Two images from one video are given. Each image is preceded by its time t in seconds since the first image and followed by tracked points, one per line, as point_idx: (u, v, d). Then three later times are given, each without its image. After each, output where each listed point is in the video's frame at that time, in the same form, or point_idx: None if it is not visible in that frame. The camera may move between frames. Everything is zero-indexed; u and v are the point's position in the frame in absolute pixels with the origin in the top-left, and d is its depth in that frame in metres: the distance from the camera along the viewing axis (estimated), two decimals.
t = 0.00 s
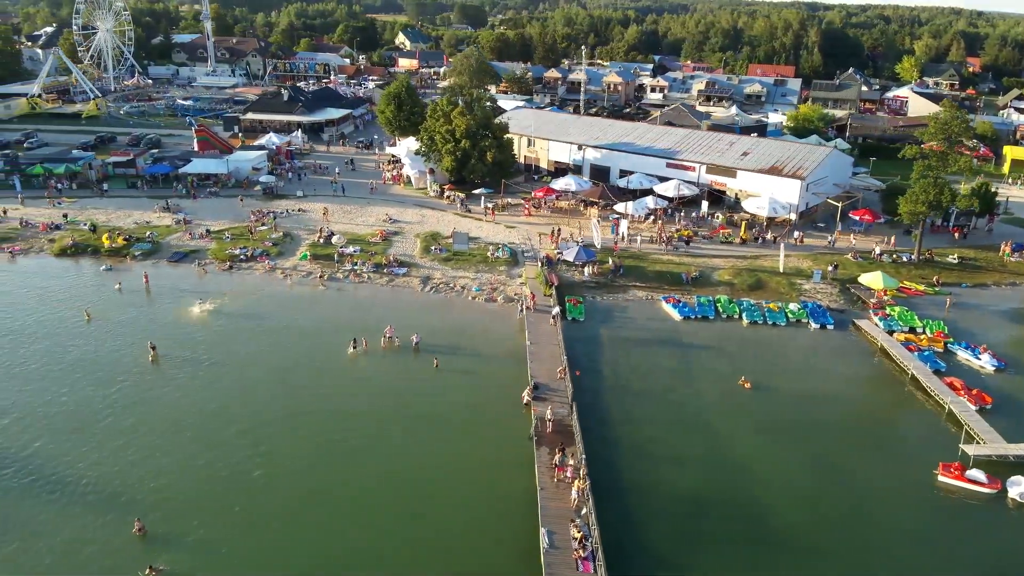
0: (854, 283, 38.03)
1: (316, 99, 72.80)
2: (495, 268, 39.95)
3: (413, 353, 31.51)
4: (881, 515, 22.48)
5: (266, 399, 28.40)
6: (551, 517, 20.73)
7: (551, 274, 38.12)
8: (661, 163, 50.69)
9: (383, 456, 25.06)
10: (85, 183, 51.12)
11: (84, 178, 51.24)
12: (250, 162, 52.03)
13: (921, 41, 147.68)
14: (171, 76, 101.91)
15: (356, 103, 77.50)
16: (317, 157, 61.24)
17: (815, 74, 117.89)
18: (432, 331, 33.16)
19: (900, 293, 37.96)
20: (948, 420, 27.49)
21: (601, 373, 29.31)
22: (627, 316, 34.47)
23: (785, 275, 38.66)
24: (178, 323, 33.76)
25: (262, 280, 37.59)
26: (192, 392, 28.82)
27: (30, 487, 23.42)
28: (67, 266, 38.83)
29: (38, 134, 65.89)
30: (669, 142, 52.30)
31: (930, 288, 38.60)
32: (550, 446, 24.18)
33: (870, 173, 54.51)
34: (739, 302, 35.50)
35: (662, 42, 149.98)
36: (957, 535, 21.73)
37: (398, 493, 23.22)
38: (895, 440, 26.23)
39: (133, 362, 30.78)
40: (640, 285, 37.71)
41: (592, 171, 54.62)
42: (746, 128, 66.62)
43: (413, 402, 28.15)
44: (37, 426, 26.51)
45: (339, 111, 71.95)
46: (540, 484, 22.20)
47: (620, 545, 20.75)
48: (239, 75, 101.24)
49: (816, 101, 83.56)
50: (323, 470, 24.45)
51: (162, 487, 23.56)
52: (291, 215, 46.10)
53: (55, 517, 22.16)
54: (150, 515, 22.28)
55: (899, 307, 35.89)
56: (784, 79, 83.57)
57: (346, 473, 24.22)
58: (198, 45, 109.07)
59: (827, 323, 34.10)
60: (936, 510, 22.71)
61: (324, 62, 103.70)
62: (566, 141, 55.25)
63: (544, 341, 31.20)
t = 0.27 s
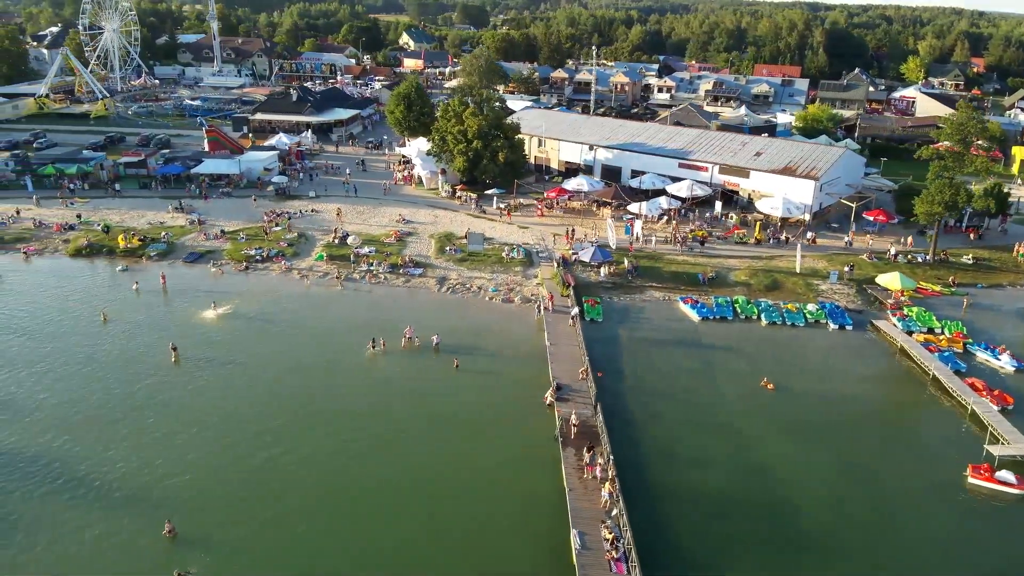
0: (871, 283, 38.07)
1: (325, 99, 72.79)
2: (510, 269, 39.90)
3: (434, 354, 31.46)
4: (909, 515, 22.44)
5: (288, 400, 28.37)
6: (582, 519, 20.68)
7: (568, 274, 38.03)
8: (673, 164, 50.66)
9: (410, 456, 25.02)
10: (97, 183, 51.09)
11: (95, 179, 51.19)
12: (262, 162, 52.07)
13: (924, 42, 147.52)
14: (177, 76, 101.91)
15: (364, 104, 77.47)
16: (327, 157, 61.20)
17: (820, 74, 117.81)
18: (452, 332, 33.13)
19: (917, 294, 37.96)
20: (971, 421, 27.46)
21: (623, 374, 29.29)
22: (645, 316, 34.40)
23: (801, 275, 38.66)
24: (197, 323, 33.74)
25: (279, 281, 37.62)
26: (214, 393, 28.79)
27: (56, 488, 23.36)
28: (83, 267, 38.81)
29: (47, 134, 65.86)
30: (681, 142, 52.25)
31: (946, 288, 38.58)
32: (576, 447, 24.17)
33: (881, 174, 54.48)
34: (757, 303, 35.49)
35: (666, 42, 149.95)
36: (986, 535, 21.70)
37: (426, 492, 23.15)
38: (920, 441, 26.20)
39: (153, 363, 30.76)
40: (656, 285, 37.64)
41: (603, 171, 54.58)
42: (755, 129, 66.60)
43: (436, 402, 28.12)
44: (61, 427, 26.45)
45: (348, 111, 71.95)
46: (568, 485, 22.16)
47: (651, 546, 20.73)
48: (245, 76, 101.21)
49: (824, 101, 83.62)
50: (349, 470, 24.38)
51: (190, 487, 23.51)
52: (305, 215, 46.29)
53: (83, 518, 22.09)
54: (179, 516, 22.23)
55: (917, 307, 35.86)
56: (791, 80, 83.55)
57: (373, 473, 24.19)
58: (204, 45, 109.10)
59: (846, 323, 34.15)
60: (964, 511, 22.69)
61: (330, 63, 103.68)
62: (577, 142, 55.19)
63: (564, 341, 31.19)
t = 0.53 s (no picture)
0: (888, 283, 38.12)
1: (333, 100, 72.76)
2: (526, 270, 39.82)
3: (454, 354, 31.44)
4: (936, 516, 22.43)
5: (310, 400, 28.37)
6: (613, 520, 20.68)
7: (584, 275, 37.91)
8: (685, 164, 50.63)
9: (436, 456, 25.00)
10: (108, 183, 51.07)
11: (107, 179, 51.15)
12: (274, 163, 52.11)
13: (928, 42, 147.29)
14: (182, 76, 101.88)
15: (372, 104, 77.45)
16: (337, 157, 61.19)
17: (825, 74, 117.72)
18: (471, 332, 33.10)
19: (934, 294, 37.97)
20: (994, 421, 27.39)
21: (645, 375, 29.28)
22: (663, 316, 34.35)
23: (817, 276, 38.67)
24: (216, 323, 33.71)
25: (295, 281, 37.60)
26: (235, 393, 28.77)
27: (83, 489, 23.33)
28: (99, 268, 38.77)
29: (56, 134, 65.76)
30: (693, 143, 52.24)
31: (962, 289, 38.54)
32: (603, 447, 24.17)
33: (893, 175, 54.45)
34: (775, 303, 35.48)
35: (670, 42, 149.88)
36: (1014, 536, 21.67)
37: (455, 493, 23.13)
38: (944, 441, 26.16)
39: (174, 363, 30.73)
40: (673, 286, 37.58)
41: (614, 172, 54.53)
42: (764, 129, 66.57)
43: (459, 403, 28.12)
44: (85, 428, 26.41)
45: (356, 112, 71.92)
46: (597, 486, 22.17)
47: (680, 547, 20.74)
48: (251, 76, 101.16)
49: (831, 101, 83.60)
50: (375, 470, 24.38)
51: (217, 488, 23.48)
52: (318, 216, 46.26)
53: (112, 519, 22.06)
54: (207, 516, 22.20)
55: (934, 308, 35.83)
56: (798, 80, 83.51)
57: (399, 473, 24.17)
58: (209, 45, 109.09)
59: (864, 324, 34.21)
60: (991, 511, 22.67)
61: (336, 63, 103.69)
62: (588, 142, 55.14)
63: (585, 342, 31.18)
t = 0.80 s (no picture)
0: (904, 284, 38.12)
1: (342, 100, 72.71)
2: (541, 270, 39.70)
3: (474, 355, 31.38)
4: (964, 517, 22.40)
5: (331, 399, 28.45)
6: (643, 522, 20.67)
7: (600, 275, 37.79)
8: (698, 165, 50.58)
9: (461, 456, 24.96)
10: (120, 184, 51.06)
11: (118, 179, 51.13)
12: (285, 164, 52.16)
13: (932, 42, 146.94)
14: (188, 76, 101.91)
15: (380, 104, 77.41)
16: (347, 158, 61.15)
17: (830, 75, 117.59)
18: (490, 333, 33.07)
19: (950, 295, 37.93)
20: (1016, 422, 27.30)
21: (667, 376, 29.22)
22: (682, 317, 34.28)
23: (833, 277, 38.66)
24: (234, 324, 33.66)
25: (311, 282, 37.61)
26: (257, 394, 28.76)
27: (109, 490, 23.30)
28: (115, 268, 38.73)
29: (65, 134, 65.72)
30: (705, 143, 52.18)
31: (978, 289, 38.48)
32: (628, 449, 24.16)
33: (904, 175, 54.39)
34: (792, 304, 35.49)
35: (674, 42, 149.82)
36: None
37: (485, 493, 23.06)
38: (968, 442, 26.08)
39: (193, 364, 30.68)
40: (690, 286, 37.51)
41: (625, 172, 54.46)
42: (773, 129, 66.52)
43: (482, 403, 28.08)
44: (108, 429, 26.36)
45: (365, 112, 71.88)
46: (625, 487, 22.15)
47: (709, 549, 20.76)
48: (257, 75, 101.13)
49: (839, 101, 83.53)
50: (400, 471, 24.34)
51: (243, 489, 23.43)
52: (331, 217, 46.26)
53: (138, 520, 22.01)
54: (234, 518, 22.16)
55: (952, 309, 35.75)
56: (806, 80, 83.49)
57: (425, 474, 24.13)
58: (215, 46, 109.13)
59: (883, 325, 34.24)
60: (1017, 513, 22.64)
61: (342, 63, 103.69)
62: (599, 143, 55.09)
63: (604, 343, 31.14)
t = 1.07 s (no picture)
0: (920, 285, 38.10)
1: (350, 100, 72.67)
2: (556, 270, 39.61)
3: (493, 355, 31.33)
4: (992, 516, 22.38)
5: (353, 398, 28.46)
6: (673, 523, 20.66)
7: (616, 276, 37.68)
8: (710, 165, 50.56)
9: (484, 457, 24.92)
10: (131, 184, 51.05)
11: (130, 179, 51.11)
12: (296, 164, 52.23)
13: (936, 42, 146.71)
14: (194, 76, 101.93)
15: (388, 105, 77.41)
16: (357, 158, 61.15)
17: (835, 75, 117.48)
18: (508, 333, 33.04)
19: (966, 295, 37.86)
20: None
21: (688, 377, 29.16)
22: (700, 317, 34.20)
23: (849, 277, 38.62)
24: (252, 325, 33.62)
25: (328, 283, 37.63)
26: (278, 394, 28.76)
27: (136, 489, 23.29)
28: (131, 268, 38.70)
29: (74, 134, 65.69)
30: (717, 143, 52.15)
31: (994, 290, 38.42)
32: (654, 449, 24.14)
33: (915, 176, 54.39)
34: (810, 304, 35.49)
35: (678, 42, 149.83)
36: None
37: (496, 493, 23.02)
38: (993, 442, 26.04)
39: (212, 365, 30.62)
40: (706, 286, 37.48)
41: (636, 172, 54.41)
42: (782, 130, 66.52)
43: (505, 403, 28.07)
44: (130, 429, 26.29)
45: (373, 112, 71.86)
46: (653, 488, 22.15)
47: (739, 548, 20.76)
48: (263, 75, 101.12)
49: (846, 101, 83.47)
50: (426, 470, 24.33)
51: (268, 489, 23.38)
52: (344, 217, 46.31)
53: (165, 520, 21.96)
54: (261, 518, 22.09)
55: (969, 309, 35.68)
56: (813, 81, 83.51)
57: (450, 474, 24.08)
58: (220, 46, 109.17)
59: (901, 325, 34.25)
60: None
61: (348, 64, 103.73)
62: (610, 143, 55.07)
63: (624, 343, 31.11)
